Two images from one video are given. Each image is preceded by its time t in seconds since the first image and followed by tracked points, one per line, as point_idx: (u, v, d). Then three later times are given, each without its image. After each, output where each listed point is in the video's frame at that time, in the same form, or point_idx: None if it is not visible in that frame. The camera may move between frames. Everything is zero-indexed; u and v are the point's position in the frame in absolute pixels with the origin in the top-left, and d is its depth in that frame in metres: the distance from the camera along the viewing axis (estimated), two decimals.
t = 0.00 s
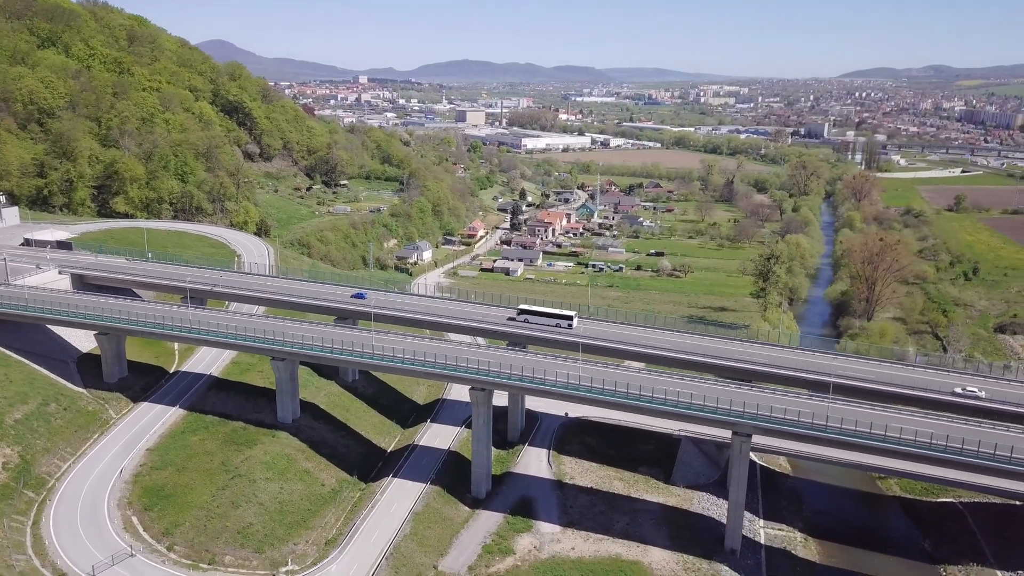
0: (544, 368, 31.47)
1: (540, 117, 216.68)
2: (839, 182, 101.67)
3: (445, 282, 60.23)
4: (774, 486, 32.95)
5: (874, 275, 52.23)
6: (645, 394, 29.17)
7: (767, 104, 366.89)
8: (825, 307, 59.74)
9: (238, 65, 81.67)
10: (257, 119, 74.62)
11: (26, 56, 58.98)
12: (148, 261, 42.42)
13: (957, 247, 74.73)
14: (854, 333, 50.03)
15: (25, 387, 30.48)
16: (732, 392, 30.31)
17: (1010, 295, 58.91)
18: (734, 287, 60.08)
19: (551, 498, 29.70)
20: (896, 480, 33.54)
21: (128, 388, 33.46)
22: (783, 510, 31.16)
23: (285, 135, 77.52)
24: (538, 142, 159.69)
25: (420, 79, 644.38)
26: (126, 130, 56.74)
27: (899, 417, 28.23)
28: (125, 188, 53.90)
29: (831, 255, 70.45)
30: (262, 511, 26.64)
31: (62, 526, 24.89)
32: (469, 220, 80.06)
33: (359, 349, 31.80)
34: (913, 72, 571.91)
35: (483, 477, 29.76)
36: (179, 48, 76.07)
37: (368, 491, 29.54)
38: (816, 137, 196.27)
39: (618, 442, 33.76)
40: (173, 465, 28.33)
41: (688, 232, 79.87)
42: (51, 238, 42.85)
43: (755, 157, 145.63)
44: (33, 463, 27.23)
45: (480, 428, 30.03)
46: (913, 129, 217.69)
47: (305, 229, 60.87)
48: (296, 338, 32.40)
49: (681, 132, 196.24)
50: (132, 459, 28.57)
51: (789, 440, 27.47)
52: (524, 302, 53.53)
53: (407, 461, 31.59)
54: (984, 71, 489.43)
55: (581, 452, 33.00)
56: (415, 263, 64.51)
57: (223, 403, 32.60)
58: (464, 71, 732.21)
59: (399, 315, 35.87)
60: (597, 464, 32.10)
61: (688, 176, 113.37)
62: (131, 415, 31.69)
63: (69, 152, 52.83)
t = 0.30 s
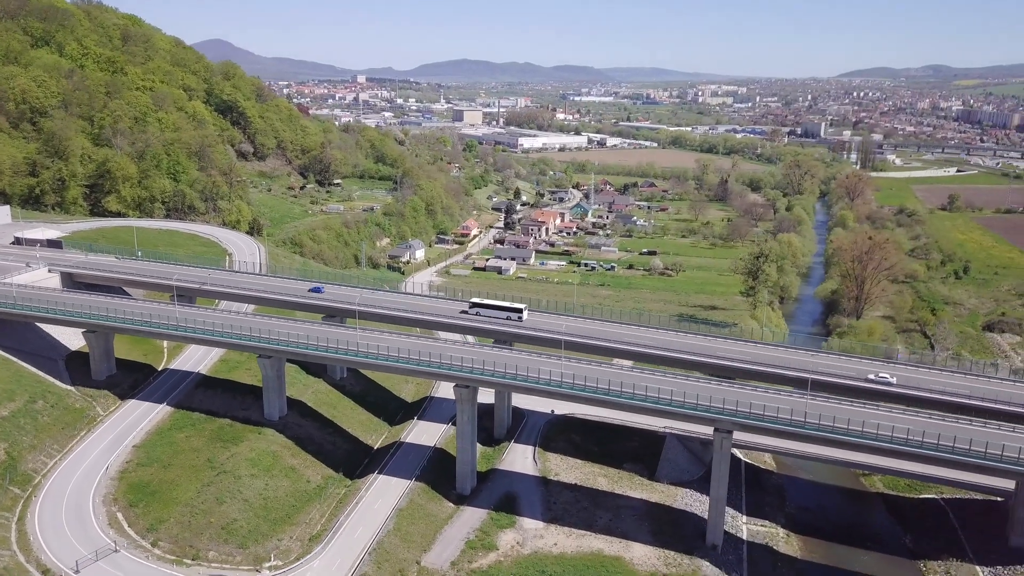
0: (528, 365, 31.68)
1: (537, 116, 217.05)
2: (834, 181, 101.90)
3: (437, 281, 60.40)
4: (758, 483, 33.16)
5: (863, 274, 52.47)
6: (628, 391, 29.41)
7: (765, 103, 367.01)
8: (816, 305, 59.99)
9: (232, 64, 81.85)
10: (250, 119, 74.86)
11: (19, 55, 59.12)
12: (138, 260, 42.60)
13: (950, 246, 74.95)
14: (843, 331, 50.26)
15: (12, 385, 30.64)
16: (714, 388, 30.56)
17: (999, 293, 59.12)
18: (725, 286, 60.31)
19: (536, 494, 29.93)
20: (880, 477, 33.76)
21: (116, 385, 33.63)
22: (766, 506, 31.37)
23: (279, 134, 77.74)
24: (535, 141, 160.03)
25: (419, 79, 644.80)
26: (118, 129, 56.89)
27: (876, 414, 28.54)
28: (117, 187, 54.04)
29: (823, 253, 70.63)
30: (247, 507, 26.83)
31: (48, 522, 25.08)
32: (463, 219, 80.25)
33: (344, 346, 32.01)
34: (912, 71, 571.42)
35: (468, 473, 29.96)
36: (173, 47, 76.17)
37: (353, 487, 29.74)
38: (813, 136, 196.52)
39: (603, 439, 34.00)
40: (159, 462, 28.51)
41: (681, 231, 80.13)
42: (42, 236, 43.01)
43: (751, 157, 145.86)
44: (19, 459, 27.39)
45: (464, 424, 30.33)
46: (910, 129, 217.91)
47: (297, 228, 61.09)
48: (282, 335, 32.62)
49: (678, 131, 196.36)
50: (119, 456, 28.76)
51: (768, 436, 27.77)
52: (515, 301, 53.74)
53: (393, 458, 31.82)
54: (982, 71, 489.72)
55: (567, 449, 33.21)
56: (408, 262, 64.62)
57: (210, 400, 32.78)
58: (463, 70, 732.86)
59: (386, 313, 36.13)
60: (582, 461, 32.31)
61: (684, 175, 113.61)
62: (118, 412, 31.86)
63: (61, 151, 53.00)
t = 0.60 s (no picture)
0: (513, 363, 31.85)
1: (534, 116, 217.39)
2: (828, 181, 102.17)
3: (429, 280, 60.58)
4: (743, 479, 33.39)
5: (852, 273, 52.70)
6: (610, 387, 29.63)
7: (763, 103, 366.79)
8: (806, 304, 60.22)
9: (226, 63, 82.02)
10: (244, 118, 75.06)
11: (12, 54, 59.22)
12: (128, 258, 42.77)
13: (942, 245, 75.18)
14: (832, 329, 50.49)
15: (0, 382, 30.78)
16: (697, 385, 30.75)
17: (989, 291, 59.35)
18: (716, 284, 60.54)
19: (520, 490, 30.15)
20: (863, 474, 33.96)
21: (105, 383, 33.79)
22: (750, 502, 31.57)
23: (273, 133, 77.96)
24: (532, 141, 160.33)
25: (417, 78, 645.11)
26: (110, 129, 57.07)
27: (856, 410, 28.77)
28: (110, 186, 54.20)
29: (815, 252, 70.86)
30: (232, 503, 27.02)
31: (33, 518, 25.24)
32: (457, 218, 80.43)
33: (329, 344, 32.17)
34: (911, 71, 571.50)
35: (453, 470, 30.20)
36: (167, 46, 76.26)
37: (339, 484, 29.95)
38: (810, 136, 196.74)
39: (589, 436, 34.23)
40: (145, 458, 28.69)
41: (674, 230, 80.38)
42: (32, 235, 43.18)
43: (747, 156, 146.10)
44: (5, 456, 27.54)
45: (449, 422, 30.52)
46: (907, 129, 218.10)
47: (290, 227, 61.29)
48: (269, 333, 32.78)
49: (675, 130, 196.55)
50: (105, 452, 28.92)
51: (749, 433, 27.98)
52: (506, 299, 53.97)
53: (379, 454, 32.05)
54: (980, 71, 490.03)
55: (552, 446, 33.43)
56: (400, 261, 64.83)
57: (198, 398, 32.96)
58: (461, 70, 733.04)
59: (373, 312, 36.34)
60: (567, 458, 32.52)
61: (679, 175, 113.86)
62: (106, 410, 32.01)
63: (53, 150, 53.14)
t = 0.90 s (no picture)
0: (497, 360, 31.99)
1: (531, 115, 217.64)
2: (822, 180, 102.44)
3: (421, 279, 60.76)
4: (727, 476, 33.63)
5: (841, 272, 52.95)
6: (593, 384, 29.71)
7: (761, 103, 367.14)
8: (797, 302, 60.47)
9: (221, 63, 82.22)
10: (238, 118, 75.31)
11: (5, 54, 59.31)
12: (118, 257, 42.94)
13: (934, 244, 75.40)
14: (821, 328, 50.73)
15: None
16: (679, 382, 30.89)
17: (979, 290, 59.57)
18: (707, 283, 60.79)
19: (505, 487, 30.37)
20: (847, 470, 34.17)
21: (93, 381, 33.98)
22: (733, 499, 31.79)
23: (266, 132, 78.22)
24: (528, 140, 160.68)
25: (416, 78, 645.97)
26: (103, 128, 57.26)
27: (836, 407, 28.87)
28: (102, 185, 54.35)
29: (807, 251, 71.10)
30: (217, 499, 27.21)
31: (19, 514, 25.40)
32: (450, 217, 80.62)
33: (315, 341, 32.30)
34: (911, 70, 571.85)
35: (438, 467, 30.45)
36: (161, 46, 76.36)
37: (324, 480, 30.17)
38: (807, 135, 196.97)
39: (575, 434, 34.45)
40: (132, 455, 28.86)
41: (667, 230, 80.65)
42: (23, 234, 43.34)
43: (742, 156, 146.38)
44: None
45: (434, 419, 30.69)
46: (904, 128, 218.36)
47: (283, 226, 61.47)
48: (255, 331, 32.91)
49: (672, 129, 196.87)
50: (91, 450, 29.07)
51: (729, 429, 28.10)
52: (497, 298, 54.21)
53: (365, 452, 32.28)
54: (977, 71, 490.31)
55: (538, 443, 33.64)
56: (393, 260, 65.03)
57: (185, 396, 33.16)
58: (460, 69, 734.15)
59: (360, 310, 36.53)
60: (553, 455, 32.74)
61: (674, 174, 114.14)
62: (94, 407, 32.19)
63: (45, 149, 53.23)
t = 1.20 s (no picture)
0: (481, 357, 32.19)
1: (528, 115, 217.81)
2: (816, 180, 102.73)
3: (414, 278, 60.89)
4: (712, 473, 33.86)
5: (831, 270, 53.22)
6: (575, 380, 29.79)
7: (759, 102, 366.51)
8: (788, 300, 60.70)
9: (215, 62, 82.41)
10: (232, 117, 75.52)
11: None
12: (109, 256, 43.12)
13: (926, 243, 75.62)
14: (810, 325, 50.99)
15: None
16: (662, 379, 31.06)
17: (969, 289, 59.78)
18: (698, 282, 61.03)
19: (489, 483, 30.62)
20: (832, 467, 34.37)
21: (81, 378, 34.15)
22: (717, 495, 32.02)
23: (260, 131, 78.43)
24: (525, 139, 160.94)
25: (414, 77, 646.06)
26: (95, 127, 57.44)
27: (815, 403, 28.99)
28: (94, 183, 54.47)
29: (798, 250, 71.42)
30: (201, 495, 27.38)
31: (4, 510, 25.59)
32: (444, 216, 80.80)
33: (300, 339, 32.47)
34: (909, 70, 572.04)
35: (423, 463, 30.67)
36: (155, 45, 76.45)
37: (310, 477, 30.39)
38: (804, 134, 197.12)
39: (560, 430, 34.69)
40: (118, 452, 29.04)
41: (661, 228, 80.92)
42: (14, 232, 43.50)
43: (738, 155, 146.64)
44: None
45: (418, 415, 30.90)
46: (901, 127, 218.77)
47: (275, 225, 61.63)
48: (241, 328, 33.08)
49: (668, 129, 197.06)
50: (78, 447, 29.26)
51: (709, 425, 28.28)
52: (487, 296, 54.47)
53: (352, 448, 32.56)
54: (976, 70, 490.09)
55: (524, 440, 33.86)
56: (385, 259, 65.28)
57: (173, 393, 33.34)
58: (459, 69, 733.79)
59: (348, 309, 36.81)
60: (538, 452, 32.97)
61: (669, 174, 114.44)
62: (81, 404, 32.36)
63: (37, 148, 53.31)
